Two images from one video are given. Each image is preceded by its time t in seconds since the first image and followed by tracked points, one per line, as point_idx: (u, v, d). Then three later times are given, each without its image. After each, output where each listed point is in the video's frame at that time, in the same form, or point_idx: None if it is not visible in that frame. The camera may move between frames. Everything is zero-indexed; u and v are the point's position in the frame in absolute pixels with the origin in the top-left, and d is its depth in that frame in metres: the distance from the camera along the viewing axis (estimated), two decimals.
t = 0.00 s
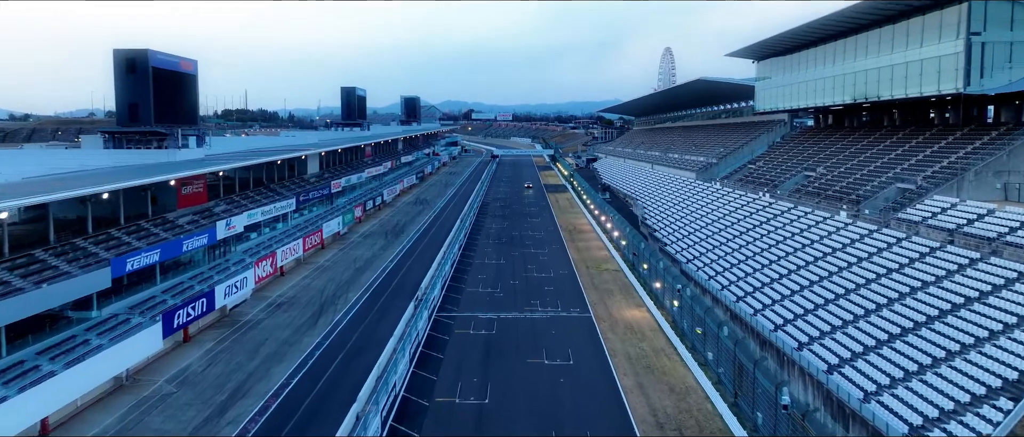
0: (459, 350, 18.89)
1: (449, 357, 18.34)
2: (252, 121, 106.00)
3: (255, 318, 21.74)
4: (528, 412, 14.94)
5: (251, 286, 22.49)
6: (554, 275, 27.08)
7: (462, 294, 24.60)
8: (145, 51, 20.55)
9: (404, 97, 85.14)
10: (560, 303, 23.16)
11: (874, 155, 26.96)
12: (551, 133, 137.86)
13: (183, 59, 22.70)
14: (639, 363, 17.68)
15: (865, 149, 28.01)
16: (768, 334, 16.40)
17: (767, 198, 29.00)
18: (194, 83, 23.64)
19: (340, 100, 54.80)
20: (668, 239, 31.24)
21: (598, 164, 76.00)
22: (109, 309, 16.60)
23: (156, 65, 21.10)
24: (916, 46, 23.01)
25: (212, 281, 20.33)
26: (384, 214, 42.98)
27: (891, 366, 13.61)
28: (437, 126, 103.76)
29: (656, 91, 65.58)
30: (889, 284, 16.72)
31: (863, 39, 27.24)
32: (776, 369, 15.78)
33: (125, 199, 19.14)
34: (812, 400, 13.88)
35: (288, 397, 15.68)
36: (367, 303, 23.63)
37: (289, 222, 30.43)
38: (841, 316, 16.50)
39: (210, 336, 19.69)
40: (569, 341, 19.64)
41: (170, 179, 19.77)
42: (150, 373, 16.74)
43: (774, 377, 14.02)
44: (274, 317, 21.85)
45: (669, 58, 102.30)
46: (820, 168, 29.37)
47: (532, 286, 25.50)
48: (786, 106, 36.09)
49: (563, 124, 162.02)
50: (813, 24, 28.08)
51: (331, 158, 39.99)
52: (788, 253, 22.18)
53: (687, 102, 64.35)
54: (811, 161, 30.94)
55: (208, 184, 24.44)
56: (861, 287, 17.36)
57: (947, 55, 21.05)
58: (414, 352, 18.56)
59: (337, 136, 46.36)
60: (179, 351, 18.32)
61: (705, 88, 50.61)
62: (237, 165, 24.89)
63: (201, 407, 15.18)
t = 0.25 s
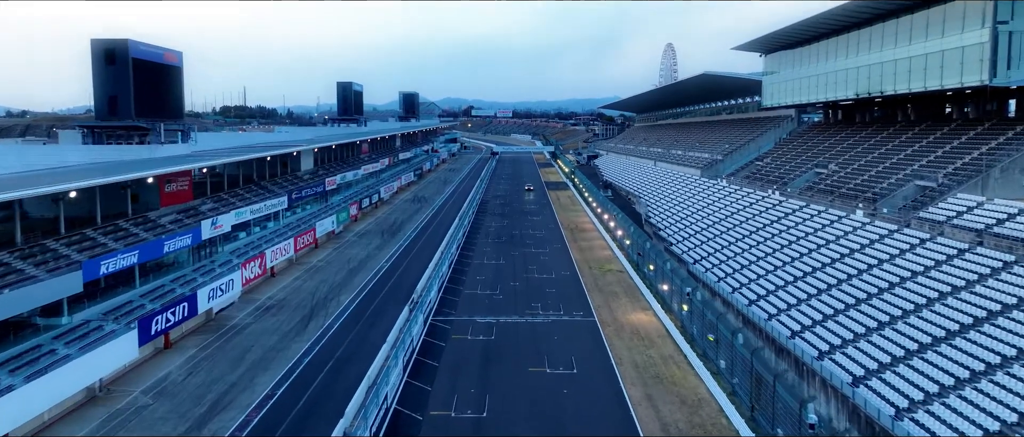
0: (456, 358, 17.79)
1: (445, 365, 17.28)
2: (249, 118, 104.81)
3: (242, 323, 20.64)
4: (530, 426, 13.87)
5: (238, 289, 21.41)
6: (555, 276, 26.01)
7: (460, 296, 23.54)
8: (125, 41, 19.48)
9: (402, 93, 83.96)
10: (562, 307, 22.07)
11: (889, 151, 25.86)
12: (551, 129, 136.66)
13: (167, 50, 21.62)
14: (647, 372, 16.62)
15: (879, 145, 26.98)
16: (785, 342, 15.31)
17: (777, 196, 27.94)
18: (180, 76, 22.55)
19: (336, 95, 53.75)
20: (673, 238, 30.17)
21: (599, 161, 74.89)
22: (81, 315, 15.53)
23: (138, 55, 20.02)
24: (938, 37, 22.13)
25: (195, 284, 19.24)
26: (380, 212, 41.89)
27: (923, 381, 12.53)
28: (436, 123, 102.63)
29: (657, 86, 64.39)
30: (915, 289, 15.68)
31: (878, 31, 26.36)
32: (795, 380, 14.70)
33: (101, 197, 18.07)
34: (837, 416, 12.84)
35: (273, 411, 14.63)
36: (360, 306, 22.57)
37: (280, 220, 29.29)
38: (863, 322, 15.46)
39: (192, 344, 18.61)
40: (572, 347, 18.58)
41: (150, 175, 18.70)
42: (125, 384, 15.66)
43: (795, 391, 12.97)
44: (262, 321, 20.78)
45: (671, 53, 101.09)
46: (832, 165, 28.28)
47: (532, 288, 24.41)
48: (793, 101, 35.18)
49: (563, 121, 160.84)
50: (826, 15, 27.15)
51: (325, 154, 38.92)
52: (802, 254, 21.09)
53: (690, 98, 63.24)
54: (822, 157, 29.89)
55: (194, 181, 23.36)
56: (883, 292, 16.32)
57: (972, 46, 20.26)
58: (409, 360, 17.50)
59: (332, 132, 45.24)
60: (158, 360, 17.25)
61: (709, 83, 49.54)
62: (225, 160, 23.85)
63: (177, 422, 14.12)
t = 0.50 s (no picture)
0: (453, 362, 16.75)
1: (442, 370, 16.22)
2: (245, 109, 103.59)
3: (228, 324, 19.59)
4: None
5: (223, 287, 20.33)
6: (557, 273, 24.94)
7: (457, 294, 22.47)
8: (101, 25, 18.35)
9: (400, 85, 82.84)
10: (565, 306, 21.00)
11: (905, 143, 24.77)
12: (551, 121, 135.46)
13: (148, 36, 20.52)
14: (657, 378, 15.55)
15: (895, 136, 25.89)
16: (804, 347, 14.24)
17: (788, 189, 26.85)
18: (162, 62, 21.44)
19: (332, 86, 52.59)
20: (679, 232, 29.08)
21: (600, 153, 73.77)
22: (48, 318, 14.46)
23: (115, 41, 18.90)
24: (962, 22, 21.10)
25: (176, 283, 18.12)
26: (377, 205, 40.80)
27: (963, 395, 11.42)
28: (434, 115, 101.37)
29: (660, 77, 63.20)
30: (946, 290, 14.64)
31: (896, 17, 25.30)
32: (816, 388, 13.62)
33: (74, 190, 16.97)
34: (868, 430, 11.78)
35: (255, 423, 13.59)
36: (353, 305, 21.50)
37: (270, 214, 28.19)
38: (890, 325, 14.41)
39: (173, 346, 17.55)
40: (576, 351, 17.52)
41: (127, 167, 17.59)
42: (98, 392, 14.61)
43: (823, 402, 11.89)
44: (248, 322, 19.71)
45: (672, 44, 99.77)
46: (846, 158, 27.20)
47: (533, 285, 23.36)
48: (799, 91, 34.11)
49: (563, 113, 159.57)
50: None
51: (320, 146, 37.80)
52: (817, 251, 19.99)
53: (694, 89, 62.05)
54: (835, 149, 28.79)
55: (178, 174, 22.26)
56: (910, 293, 15.26)
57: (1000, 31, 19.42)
58: (402, 365, 16.44)
59: (327, 123, 44.15)
60: (135, 365, 16.20)
61: (714, 73, 48.38)
62: (212, 152, 22.73)
63: (151, 434, 13.07)
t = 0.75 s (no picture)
0: (449, 364, 15.72)
1: (437, 373, 15.20)
2: (241, 95, 102.22)
3: (213, 321, 18.55)
4: None
5: (208, 283, 19.25)
6: (559, 266, 23.90)
7: (455, 289, 21.43)
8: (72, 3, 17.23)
9: (398, 72, 81.50)
10: (567, 302, 19.95)
11: (924, 130, 23.63)
12: (551, 109, 134.02)
13: (126, 16, 19.43)
14: (667, 382, 14.52)
15: (913, 124, 24.79)
16: (828, 350, 13.17)
17: (800, 179, 25.75)
18: (140, 44, 20.30)
19: (327, 72, 51.36)
20: (685, 223, 27.98)
21: (601, 141, 72.57)
22: (11, 319, 13.40)
23: (87, 20, 17.80)
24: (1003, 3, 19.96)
25: (155, 279, 16.98)
26: (373, 195, 39.69)
27: (1014, 408, 10.31)
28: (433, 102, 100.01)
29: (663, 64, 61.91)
30: (980, 289, 13.58)
31: None
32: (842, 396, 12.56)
33: (43, 180, 15.85)
34: None
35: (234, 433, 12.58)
36: (345, 301, 20.46)
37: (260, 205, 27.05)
38: (920, 326, 13.36)
39: (151, 346, 16.52)
40: (580, 351, 16.50)
41: (103, 154, 16.46)
42: (67, 398, 13.58)
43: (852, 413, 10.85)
44: (234, 319, 18.69)
45: (675, 30, 98.27)
46: (860, 145, 26.05)
47: (534, 279, 22.30)
48: (808, 77, 32.96)
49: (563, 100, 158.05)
50: None
51: (314, 134, 36.68)
52: (834, 245, 18.92)
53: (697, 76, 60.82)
54: (848, 137, 27.70)
55: (161, 163, 21.13)
56: (940, 291, 14.21)
57: None
58: (395, 367, 15.42)
59: (322, 110, 42.96)
60: (109, 367, 15.16)
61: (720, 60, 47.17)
62: (198, 138, 21.62)
63: None
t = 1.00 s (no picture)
0: (444, 367, 14.72)
1: (432, 376, 14.21)
2: (237, 81, 100.74)
3: (195, 318, 17.53)
4: None
5: (190, 278, 18.18)
6: (561, 258, 22.89)
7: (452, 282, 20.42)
8: None
9: (396, 57, 80.11)
10: (570, 298, 18.93)
11: (945, 116, 22.50)
12: (552, 95, 132.57)
13: None
14: (679, 387, 13.51)
15: (932, 109, 23.69)
16: (855, 353, 12.13)
17: (813, 167, 24.66)
18: (118, 23, 19.22)
19: (322, 56, 50.09)
20: (693, 213, 26.89)
21: (603, 128, 71.30)
22: None
23: None
24: None
25: (131, 275, 15.91)
26: (369, 182, 38.59)
27: None
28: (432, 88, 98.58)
29: (666, 48, 60.60)
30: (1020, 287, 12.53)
31: None
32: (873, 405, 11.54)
33: (8, 168, 14.74)
34: None
35: None
36: (336, 296, 19.43)
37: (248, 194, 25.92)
38: (955, 328, 12.32)
39: (127, 346, 15.49)
40: (584, 352, 15.50)
41: (74, 140, 15.32)
42: (31, 406, 12.60)
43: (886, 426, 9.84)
44: (219, 316, 17.67)
45: (678, 15, 96.70)
46: (877, 132, 24.89)
47: (535, 272, 21.27)
48: (817, 60, 31.80)
49: (564, 86, 156.43)
50: None
51: (307, 120, 35.56)
52: (854, 237, 17.83)
53: (701, 61, 59.55)
54: (863, 123, 26.59)
55: (140, 150, 19.98)
56: (975, 290, 13.15)
57: None
58: (387, 369, 14.40)
59: (317, 95, 41.76)
60: (79, 371, 14.12)
61: (725, 44, 45.93)
62: (181, 124, 20.46)
63: None
